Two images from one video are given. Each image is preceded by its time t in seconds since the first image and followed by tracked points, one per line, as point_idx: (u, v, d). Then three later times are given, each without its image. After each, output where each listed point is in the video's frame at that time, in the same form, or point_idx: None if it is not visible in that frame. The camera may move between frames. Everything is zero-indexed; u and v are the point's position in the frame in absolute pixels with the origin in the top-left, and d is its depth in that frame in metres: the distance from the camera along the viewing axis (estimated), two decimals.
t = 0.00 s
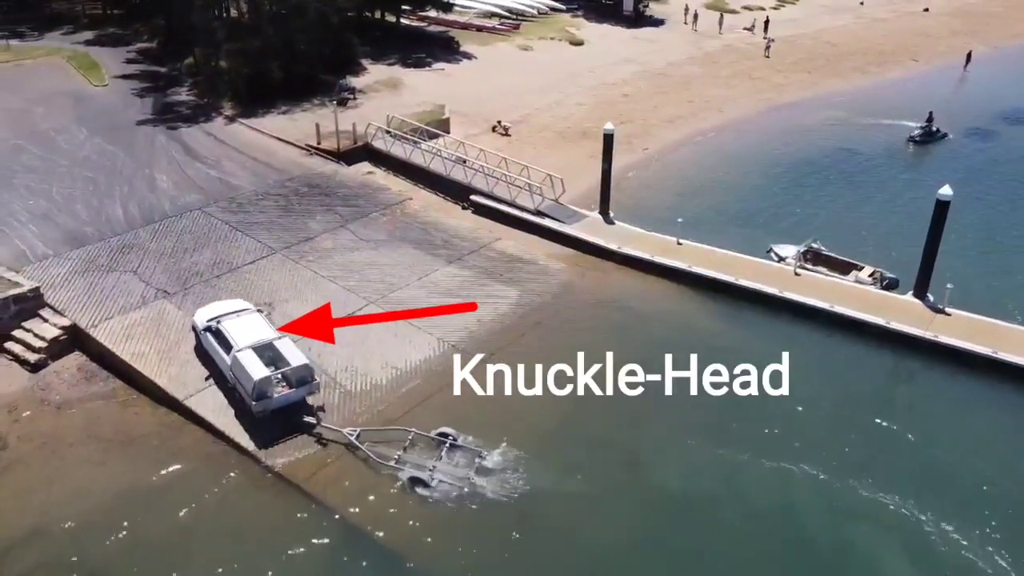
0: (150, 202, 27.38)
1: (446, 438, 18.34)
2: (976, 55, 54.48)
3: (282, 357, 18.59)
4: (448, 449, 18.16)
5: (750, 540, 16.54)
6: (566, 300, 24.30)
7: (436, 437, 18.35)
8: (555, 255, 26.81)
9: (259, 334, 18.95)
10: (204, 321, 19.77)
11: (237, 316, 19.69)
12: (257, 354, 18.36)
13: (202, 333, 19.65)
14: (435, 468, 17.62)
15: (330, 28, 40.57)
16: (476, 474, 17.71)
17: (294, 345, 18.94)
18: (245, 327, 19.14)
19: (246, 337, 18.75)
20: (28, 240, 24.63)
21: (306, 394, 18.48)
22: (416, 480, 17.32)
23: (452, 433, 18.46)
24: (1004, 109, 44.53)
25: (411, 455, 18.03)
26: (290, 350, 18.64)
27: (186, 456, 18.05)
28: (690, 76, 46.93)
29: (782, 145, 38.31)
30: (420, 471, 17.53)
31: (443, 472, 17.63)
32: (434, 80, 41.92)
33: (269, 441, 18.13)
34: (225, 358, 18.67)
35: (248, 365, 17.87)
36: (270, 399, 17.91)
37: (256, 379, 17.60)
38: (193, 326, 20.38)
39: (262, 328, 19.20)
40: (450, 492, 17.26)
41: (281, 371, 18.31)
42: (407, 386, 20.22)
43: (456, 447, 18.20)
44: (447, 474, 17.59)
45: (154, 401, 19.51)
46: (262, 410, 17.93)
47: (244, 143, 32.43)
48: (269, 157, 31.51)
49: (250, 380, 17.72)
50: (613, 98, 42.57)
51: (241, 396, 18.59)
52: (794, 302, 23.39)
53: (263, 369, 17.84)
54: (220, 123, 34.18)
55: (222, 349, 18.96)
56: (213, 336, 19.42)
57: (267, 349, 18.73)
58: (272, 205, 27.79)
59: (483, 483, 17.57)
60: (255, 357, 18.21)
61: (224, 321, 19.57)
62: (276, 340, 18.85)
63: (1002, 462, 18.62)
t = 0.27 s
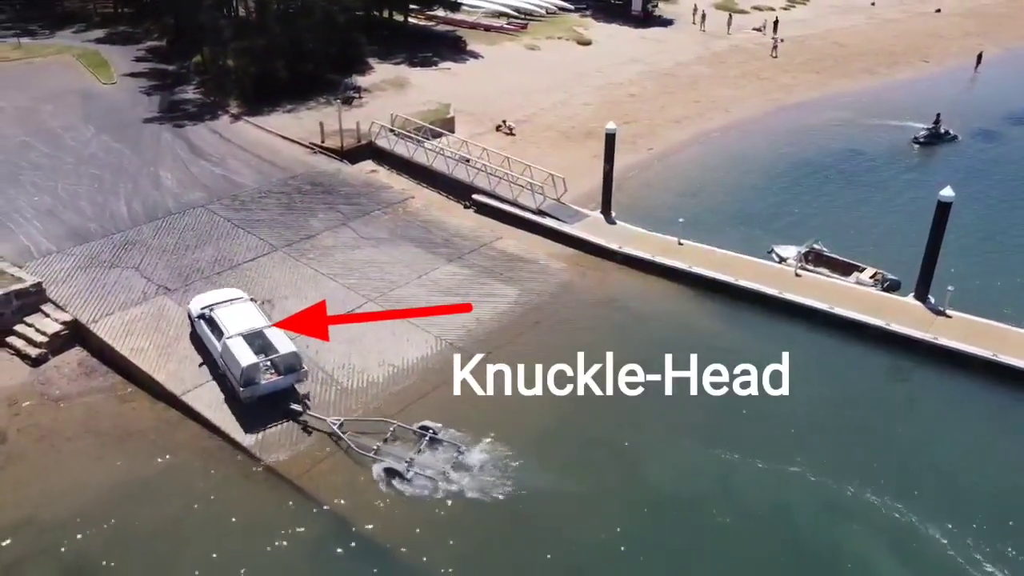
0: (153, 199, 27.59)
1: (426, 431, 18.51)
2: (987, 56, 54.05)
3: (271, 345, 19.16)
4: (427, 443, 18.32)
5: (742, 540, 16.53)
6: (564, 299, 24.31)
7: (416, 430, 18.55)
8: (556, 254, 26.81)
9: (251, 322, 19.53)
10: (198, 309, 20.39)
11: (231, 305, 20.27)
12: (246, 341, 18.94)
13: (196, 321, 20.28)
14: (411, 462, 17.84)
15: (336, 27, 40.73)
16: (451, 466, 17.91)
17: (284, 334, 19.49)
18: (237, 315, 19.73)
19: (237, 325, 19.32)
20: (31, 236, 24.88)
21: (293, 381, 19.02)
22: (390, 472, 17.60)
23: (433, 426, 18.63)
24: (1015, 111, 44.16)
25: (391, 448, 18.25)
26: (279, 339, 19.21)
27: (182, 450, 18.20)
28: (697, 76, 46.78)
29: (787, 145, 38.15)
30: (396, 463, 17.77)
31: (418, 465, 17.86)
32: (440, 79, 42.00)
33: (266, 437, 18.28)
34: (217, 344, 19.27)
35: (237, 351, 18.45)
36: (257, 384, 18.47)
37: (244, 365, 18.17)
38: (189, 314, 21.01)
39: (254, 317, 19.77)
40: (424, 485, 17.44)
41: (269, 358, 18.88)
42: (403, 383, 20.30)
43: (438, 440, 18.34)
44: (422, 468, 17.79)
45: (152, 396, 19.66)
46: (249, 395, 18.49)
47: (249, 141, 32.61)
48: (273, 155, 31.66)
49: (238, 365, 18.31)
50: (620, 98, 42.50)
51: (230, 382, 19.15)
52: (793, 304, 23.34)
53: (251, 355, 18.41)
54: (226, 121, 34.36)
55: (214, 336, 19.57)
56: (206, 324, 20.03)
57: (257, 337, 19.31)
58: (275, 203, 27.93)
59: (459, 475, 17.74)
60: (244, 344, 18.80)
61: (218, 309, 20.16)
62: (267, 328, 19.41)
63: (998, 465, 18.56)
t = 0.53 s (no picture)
0: (148, 197, 27.69)
1: (400, 424, 18.69)
2: (988, 57, 53.93)
3: (252, 334, 19.62)
4: (399, 436, 18.49)
5: (729, 540, 16.57)
6: (556, 299, 24.33)
7: (389, 423, 18.73)
8: (549, 254, 26.83)
9: (233, 312, 19.97)
10: (184, 298, 20.84)
11: (215, 294, 20.67)
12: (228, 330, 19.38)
13: (181, 309, 20.74)
14: (381, 454, 18.01)
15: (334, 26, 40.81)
16: (420, 458, 18.07)
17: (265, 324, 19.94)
18: (220, 304, 20.16)
19: (220, 314, 19.76)
20: (25, 234, 25.00)
21: (274, 370, 19.47)
22: (358, 463, 17.81)
23: (407, 420, 18.80)
24: (1014, 112, 44.06)
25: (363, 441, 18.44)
26: (260, 329, 19.64)
27: (171, 448, 18.28)
28: (696, 76, 46.73)
29: (784, 146, 38.11)
30: (364, 455, 17.95)
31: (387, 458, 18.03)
32: (438, 79, 42.04)
33: (254, 435, 18.38)
34: (200, 332, 19.73)
35: (218, 340, 18.91)
36: (237, 372, 18.92)
37: (224, 354, 18.63)
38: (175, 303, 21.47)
39: (237, 307, 20.20)
40: (392, 478, 17.58)
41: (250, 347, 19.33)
42: (392, 382, 20.35)
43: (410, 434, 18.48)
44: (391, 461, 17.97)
45: (141, 394, 19.74)
46: (229, 383, 18.95)
47: (245, 140, 32.69)
48: (269, 154, 31.74)
49: (219, 353, 18.76)
50: (618, 98, 42.48)
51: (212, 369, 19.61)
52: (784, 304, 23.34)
53: (232, 344, 18.87)
54: (222, 121, 34.45)
55: (197, 325, 20.03)
56: (191, 313, 20.48)
57: (239, 327, 19.75)
58: (269, 202, 28.00)
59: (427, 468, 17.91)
60: (226, 333, 19.25)
61: (202, 298, 20.59)
62: (249, 318, 19.86)
63: (989, 466, 18.56)
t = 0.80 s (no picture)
0: (137, 196, 27.73)
1: (371, 416, 18.86)
2: (982, 57, 53.92)
3: (232, 324, 19.94)
4: (368, 427, 18.64)
5: (711, 540, 16.57)
6: (544, 298, 24.35)
7: (360, 415, 18.91)
8: (539, 253, 26.86)
9: (214, 302, 20.30)
10: (167, 287, 21.23)
11: (198, 284, 20.99)
12: (208, 319, 19.75)
13: (164, 298, 21.13)
14: (348, 446, 18.14)
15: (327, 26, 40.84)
16: (387, 449, 18.21)
17: (245, 313, 20.22)
18: (202, 293, 20.48)
19: (201, 303, 20.12)
20: (14, 233, 25.03)
21: (252, 358, 19.80)
22: (325, 452, 17.98)
23: (377, 412, 18.96)
24: (1007, 112, 44.06)
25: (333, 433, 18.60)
26: (240, 318, 19.98)
27: (156, 446, 18.29)
28: (690, 76, 46.73)
29: (777, 145, 38.11)
30: (331, 444, 18.11)
31: (354, 449, 18.19)
32: (431, 79, 42.06)
33: (237, 434, 18.40)
34: (181, 321, 20.11)
35: (196, 328, 19.28)
36: (215, 360, 19.27)
37: (201, 341, 18.99)
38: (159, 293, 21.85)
39: (219, 296, 20.50)
40: (358, 469, 17.73)
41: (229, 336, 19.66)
42: (377, 380, 20.39)
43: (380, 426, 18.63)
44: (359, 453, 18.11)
45: (127, 392, 19.77)
46: (207, 371, 19.30)
47: (236, 140, 32.72)
48: (259, 153, 31.77)
49: (197, 342, 19.13)
50: (611, 97, 42.50)
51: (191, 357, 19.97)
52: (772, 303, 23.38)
53: (210, 332, 19.21)
54: (215, 120, 34.47)
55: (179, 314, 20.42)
56: (173, 302, 20.86)
57: (220, 316, 20.10)
58: (259, 201, 28.01)
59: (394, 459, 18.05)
60: (205, 322, 19.60)
61: (184, 287, 20.94)
62: (229, 307, 20.15)
63: (976, 466, 18.58)
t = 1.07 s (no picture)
0: (127, 195, 27.76)
1: (341, 408, 18.90)
2: (978, 57, 53.97)
3: (213, 313, 20.23)
4: (337, 419, 18.69)
5: (694, 539, 16.60)
6: (532, 297, 24.39)
7: (331, 407, 18.95)
8: (528, 252, 26.89)
9: (196, 291, 20.60)
10: (151, 276, 21.56)
11: (181, 273, 21.29)
12: (188, 308, 20.06)
13: (148, 287, 21.46)
14: (315, 437, 18.22)
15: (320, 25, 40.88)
16: (354, 441, 18.29)
17: (226, 303, 20.52)
18: (184, 283, 20.78)
19: (183, 292, 20.42)
20: (3, 232, 25.07)
21: (231, 347, 20.08)
22: (289, 443, 18.05)
23: (348, 403, 18.98)
24: (1001, 112, 44.08)
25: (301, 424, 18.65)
26: (220, 307, 20.27)
27: (140, 445, 18.32)
28: (683, 76, 46.78)
29: (769, 145, 38.15)
30: (297, 434, 18.18)
31: (321, 441, 18.26)
32: (424, 78, 42.10)
33: (221, 433, 18.39)
34: (162, 309, 20.43)
35: (176, 316, 19.59)
36: (194, 348, 19.56)
37: (181, 329, 19.30)
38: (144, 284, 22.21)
39: (201, 286, 20.80)
40: (324, 461, 17.81)
41: (208, 324, 19.95)
42: (363, 379, 20.41)
43: (350, 418, 18.67)
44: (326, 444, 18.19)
45: (113, 391, 19.80)
46: (186, 359, 19.59)
47: (228, 139, 32.75)
48: (251, 152, 31.81)
49: (177, 330, 19.45)
50: (604, 97, 42.53)
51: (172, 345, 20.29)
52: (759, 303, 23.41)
53: (189, 321, 19.52)
54: (206, 119, 34.52)
55: (161, 302, 20.73)
56: (156, 291, 21.18)
57: (201, 305, 20.40)
58: (249, 200, 28.05)
59: (357, 452, 18.13)
60: (186, 310, 19.91)
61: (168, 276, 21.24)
62: (210, 297, 20.45)
63: (964, 466, 18.61)
